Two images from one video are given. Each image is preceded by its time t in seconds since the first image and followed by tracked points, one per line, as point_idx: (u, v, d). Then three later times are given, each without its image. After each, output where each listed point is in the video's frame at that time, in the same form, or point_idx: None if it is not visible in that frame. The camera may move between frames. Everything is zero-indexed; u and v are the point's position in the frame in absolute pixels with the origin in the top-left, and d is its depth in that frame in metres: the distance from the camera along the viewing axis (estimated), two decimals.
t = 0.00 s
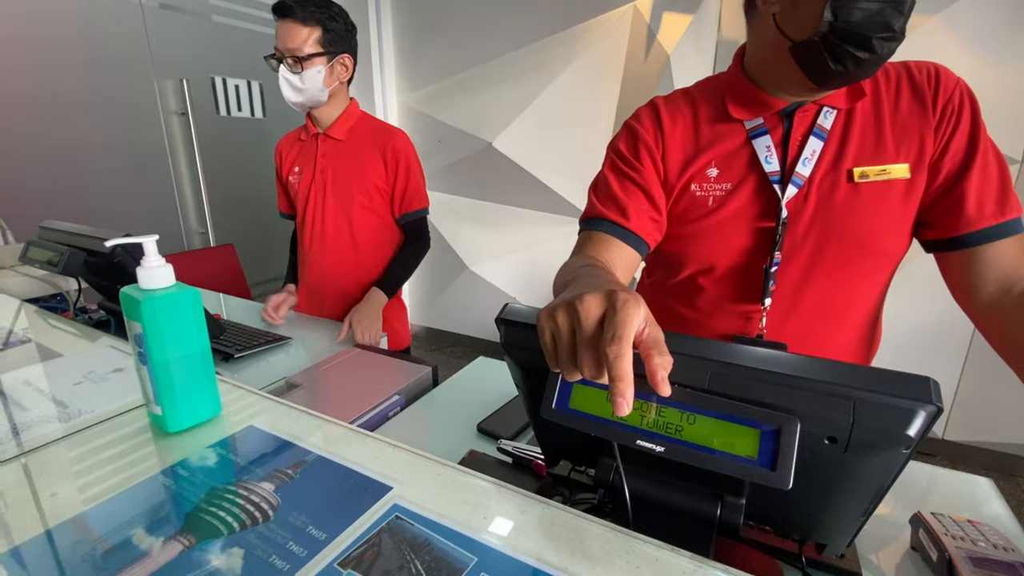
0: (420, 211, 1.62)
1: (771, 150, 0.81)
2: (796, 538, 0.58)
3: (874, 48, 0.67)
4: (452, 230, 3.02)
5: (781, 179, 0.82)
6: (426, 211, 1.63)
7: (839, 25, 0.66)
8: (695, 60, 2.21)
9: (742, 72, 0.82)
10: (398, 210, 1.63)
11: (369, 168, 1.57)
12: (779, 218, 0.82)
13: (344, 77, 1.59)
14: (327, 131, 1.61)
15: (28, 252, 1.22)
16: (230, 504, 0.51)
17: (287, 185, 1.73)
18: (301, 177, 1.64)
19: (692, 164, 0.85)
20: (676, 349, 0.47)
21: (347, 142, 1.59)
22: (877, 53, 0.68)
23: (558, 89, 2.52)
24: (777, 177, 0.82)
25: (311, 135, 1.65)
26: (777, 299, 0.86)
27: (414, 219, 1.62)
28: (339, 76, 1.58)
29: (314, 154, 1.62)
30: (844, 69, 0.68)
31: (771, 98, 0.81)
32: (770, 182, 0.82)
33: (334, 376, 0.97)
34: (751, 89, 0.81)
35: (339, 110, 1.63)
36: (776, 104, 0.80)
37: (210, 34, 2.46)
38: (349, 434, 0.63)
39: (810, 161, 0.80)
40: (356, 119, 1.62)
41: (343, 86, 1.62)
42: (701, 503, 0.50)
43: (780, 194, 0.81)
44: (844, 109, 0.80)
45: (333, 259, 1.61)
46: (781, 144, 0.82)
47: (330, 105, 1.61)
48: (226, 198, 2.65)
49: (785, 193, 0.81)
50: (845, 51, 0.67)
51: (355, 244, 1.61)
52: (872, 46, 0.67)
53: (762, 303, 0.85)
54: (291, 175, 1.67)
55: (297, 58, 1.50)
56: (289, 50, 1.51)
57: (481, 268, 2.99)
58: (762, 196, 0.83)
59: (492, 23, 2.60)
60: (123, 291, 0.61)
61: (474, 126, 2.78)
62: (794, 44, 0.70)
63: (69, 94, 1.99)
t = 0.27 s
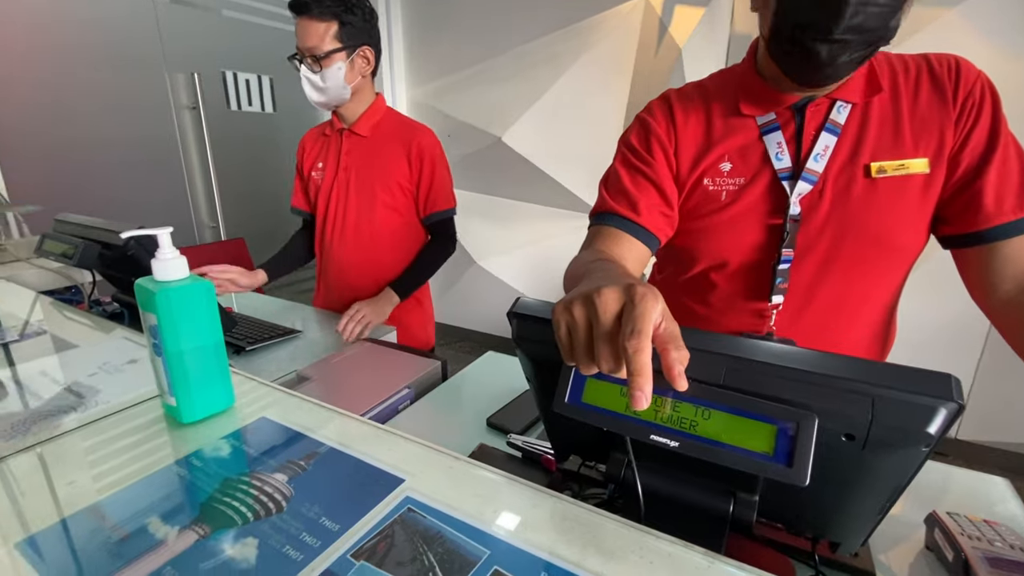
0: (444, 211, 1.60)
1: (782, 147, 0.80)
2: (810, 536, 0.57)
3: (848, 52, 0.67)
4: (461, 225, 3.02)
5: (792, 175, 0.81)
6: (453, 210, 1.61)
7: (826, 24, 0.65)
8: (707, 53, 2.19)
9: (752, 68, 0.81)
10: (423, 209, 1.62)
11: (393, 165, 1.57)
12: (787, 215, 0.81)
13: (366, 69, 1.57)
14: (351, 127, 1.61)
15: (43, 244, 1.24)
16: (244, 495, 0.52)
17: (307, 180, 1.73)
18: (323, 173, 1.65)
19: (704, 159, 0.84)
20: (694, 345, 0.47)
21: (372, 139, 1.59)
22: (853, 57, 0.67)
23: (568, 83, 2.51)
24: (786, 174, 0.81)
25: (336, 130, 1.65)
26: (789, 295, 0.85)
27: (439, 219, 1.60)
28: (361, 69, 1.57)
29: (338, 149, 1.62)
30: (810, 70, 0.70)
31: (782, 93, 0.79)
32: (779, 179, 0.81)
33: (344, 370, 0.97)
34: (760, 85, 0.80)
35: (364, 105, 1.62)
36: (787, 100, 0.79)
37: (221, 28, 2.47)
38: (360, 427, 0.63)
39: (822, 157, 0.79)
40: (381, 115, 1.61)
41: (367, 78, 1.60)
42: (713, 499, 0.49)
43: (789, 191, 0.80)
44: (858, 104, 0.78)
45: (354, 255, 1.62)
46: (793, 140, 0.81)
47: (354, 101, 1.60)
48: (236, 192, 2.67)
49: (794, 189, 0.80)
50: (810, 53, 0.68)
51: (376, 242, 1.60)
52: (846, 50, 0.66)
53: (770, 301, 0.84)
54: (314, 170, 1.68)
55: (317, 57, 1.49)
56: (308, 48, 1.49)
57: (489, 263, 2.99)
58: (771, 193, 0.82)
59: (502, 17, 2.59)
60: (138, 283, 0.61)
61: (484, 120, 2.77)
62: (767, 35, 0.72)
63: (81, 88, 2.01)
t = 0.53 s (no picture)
0: (458, 209, 1.59)
1: (787, 146, 0.80)
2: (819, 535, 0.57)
3: (814, 53, 0.69)
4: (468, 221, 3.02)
5: (795, 175, 0.80)
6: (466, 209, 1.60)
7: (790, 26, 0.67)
8: (717, 48, 2.18)
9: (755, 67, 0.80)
10: (437, 207, 1.61)
11: (407, 161, 1.57)
12: (792, 214, 0.80)
13: (383, 62, 1.57)
14: (365, 121, 1.60)
15: (55, 238, 1.25)
16: (254, 487, 0.52)
17: (321, 176, 1.72)
18: (337, 169, 1.66)
19: (709, 158, 0.84)
20: (707, 341, 0.46)
21: (385, 134, 1.59)
22: (821, 58, 0.69)
23: (576, 79, 2.50)
24: (790, 174, 0.80)
25: (351, 125, 1.64)
26: (798, 293, 0.84)
27: (452, 217, 1.59)
28: (377, 62, 1.56)
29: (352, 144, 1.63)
30: (784, 69, 0.73)
31: (784, 90, 0.78)
32: (782, 179, 0.80)
33: (352, 364, 0.97)
34: (763, 83, 0.79)
35: (378, 99, 1.61)
36: (790, 98, 0.78)
37: (229, 24, 2.48)
38: (368, 420, 0.63)
39: (827, 155, 0.78)
40: (396, 110, 1.61)
41: (384, 70, 1.59)
42: (723, 496, 0.49)
43: (794, 191, 0.79)
44: (865, 100, 0.77)
45: (368, 251, 1.63)
46: (798, 137, 0.80)
47: (369, 94, 1.60)
48: (245, 188, 2.69)
49: (799, 188, 0.79)
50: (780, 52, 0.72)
51: (388, 238, 1.61)
52: (812, 51, 0.69)
53: (776, 301, 0.84)
54: (327, 166, 1.68)
55: (333, 46, 1.48)
56: (325, 38, 1.48)
57: (495, 260, 2.99)
58: (775, 194, 0.81)
59: (510, 12, 2.58)
60: (150, 276, 0.62)
61: (491, 117, 2.77)
62: (751, 36, 0.75)
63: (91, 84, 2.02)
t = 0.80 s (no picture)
0: (464, 208, 1.55)
1: (791, 143, 0.79)
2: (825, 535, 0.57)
3: (825, 49, 0.69)
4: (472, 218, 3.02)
5: (800, 173, 0.79)
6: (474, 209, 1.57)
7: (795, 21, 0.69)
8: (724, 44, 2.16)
9: (760, 64, 0.80)
10: (443, 206, 1.59)
11: (418, 158, 1.56)
12: (797, 213, 0.79)
13: (393, 55, 1.56)
14: (374, 118, 1.59)
15: (62, 233, 1.24)
16: (258, 482, 0.52)
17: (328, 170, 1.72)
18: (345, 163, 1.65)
19: (711, 157, 0.83)
20: (714, 339, 0.46)
21: (396, 131, 1.58)
22: (832, 53, 0.69)
23: (581, 74, 2.48)
24: (794, 172, 0.79)
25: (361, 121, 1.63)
26: (802, 292, 0.83)
27: (458, 216, 1.56)
28: (388, 55, 1.55)
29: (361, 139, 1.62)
30: (792, 66, 0.72)
31: (788, 87, 0.78)
32: (787, 177, 0.79)
33: (356, 360, 0.98)
34: (767, 81, 0.79)
35: (389, 93, 1.60)
36: (794, 95, 0.78)
37: (234, 20, 2.48)
38: (370, 416, 0.64)
39: (832, 152, 0.77)
40: (407, 106, 1.60)
41: (395, 64, 1.58)
42: (728, 495, 0.49)
43: (798, 189, 0.79)
44: (869, 96, 0.76)
45: (375, 247, 1.63)
46: (802, 134, 0.79)
47: (379, 87, 1.58)
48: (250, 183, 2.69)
49: (803, 186, 0.78)
50: (787, 49, 0.71)
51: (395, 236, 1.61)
52: (821, 47, 0.69)
53: (780, 301, 0.83)
54: (336, 160, 1.68)
55: (345, 38, 1.46)
56: (337, 28, 1.46)
57: (499, 257, 2.99)
58: (777, 193, 0.81)
59: (515, 8, 2.57)
60: (155, 272, 0.62)
61: (496, 113, 2.76)
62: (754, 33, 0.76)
63: (96, 80, 2.03)
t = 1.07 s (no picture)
0: (460, 205, 1.52)
1: (795, 140, 0.78)
2: (828, 534, 0.56)
3: (820, 44, 0.69)
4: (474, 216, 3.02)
5: (804, 170, 0.78)
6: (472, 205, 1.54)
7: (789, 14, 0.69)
8: (727, 42, 2.16)
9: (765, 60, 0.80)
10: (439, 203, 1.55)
11: (418, 155, 1.56)
12: (799, 210, 0.79)
13: (393, 50, 1.54)
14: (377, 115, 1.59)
15: (65, 229, 1.23)
16: (260, 478, 0.52)
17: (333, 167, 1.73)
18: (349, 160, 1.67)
19: (716, 153, 0.82)
20: (718, 337, 0.46)
21: (398, 128, 1.58)
22: (827, 48, 0.69)
23: (584, 72, 2.48)
24: (798, 169, 0.79)
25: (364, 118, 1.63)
26: (805, 290, 0.83)
27: (453, 213, 1.53)
28: (387, 51, 1.53)
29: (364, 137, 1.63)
30: (792, 60, 0.72)
31: (793, 84, 0.78)
32: (791, 174, 0.79)
33: (359, 357, 0.98)
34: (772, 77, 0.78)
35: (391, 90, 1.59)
36: (799, 91, 0.77)
37: (237, 17, 2.48)
38: (372, 413, 0.64)
39: (837, 149, 0.77)
40: (409, 104, 1.59)
41: (395, 59, 1.56)
42: (730, 493, 0.49)
43: (802, 185, 0.78)
44: (875, 94, 0.76)
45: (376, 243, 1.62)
46: (808, 131, 0.78)
47: (379, 85, 1.58)
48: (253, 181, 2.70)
49: (806, 183, 0.78)
50: (785, 45, 0.71)
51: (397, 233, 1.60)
52: (817, 42, 0.68)
53: (780, 297, 0.83)
54: (340, 157, 1.69)
55: (341, 37, 1.46)
56: (335, 29, 1.47)
57: (502, 255, 2.99)
58: (781, 189, 0.80)
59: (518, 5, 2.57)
60: (159, 268, 0.62)
61: (498, 111, 2.76)
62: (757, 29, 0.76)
63: (98, 77, 2.04)
